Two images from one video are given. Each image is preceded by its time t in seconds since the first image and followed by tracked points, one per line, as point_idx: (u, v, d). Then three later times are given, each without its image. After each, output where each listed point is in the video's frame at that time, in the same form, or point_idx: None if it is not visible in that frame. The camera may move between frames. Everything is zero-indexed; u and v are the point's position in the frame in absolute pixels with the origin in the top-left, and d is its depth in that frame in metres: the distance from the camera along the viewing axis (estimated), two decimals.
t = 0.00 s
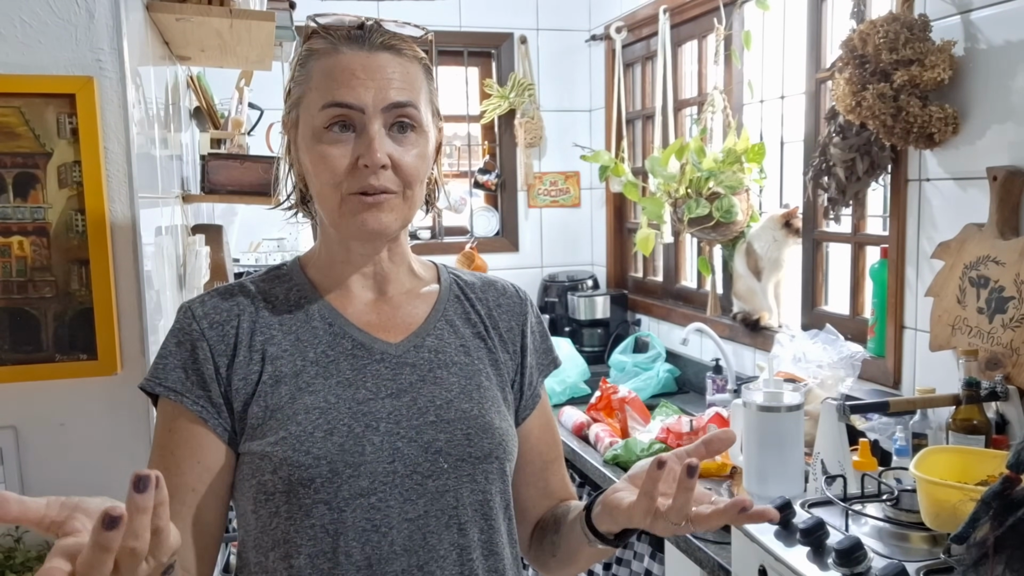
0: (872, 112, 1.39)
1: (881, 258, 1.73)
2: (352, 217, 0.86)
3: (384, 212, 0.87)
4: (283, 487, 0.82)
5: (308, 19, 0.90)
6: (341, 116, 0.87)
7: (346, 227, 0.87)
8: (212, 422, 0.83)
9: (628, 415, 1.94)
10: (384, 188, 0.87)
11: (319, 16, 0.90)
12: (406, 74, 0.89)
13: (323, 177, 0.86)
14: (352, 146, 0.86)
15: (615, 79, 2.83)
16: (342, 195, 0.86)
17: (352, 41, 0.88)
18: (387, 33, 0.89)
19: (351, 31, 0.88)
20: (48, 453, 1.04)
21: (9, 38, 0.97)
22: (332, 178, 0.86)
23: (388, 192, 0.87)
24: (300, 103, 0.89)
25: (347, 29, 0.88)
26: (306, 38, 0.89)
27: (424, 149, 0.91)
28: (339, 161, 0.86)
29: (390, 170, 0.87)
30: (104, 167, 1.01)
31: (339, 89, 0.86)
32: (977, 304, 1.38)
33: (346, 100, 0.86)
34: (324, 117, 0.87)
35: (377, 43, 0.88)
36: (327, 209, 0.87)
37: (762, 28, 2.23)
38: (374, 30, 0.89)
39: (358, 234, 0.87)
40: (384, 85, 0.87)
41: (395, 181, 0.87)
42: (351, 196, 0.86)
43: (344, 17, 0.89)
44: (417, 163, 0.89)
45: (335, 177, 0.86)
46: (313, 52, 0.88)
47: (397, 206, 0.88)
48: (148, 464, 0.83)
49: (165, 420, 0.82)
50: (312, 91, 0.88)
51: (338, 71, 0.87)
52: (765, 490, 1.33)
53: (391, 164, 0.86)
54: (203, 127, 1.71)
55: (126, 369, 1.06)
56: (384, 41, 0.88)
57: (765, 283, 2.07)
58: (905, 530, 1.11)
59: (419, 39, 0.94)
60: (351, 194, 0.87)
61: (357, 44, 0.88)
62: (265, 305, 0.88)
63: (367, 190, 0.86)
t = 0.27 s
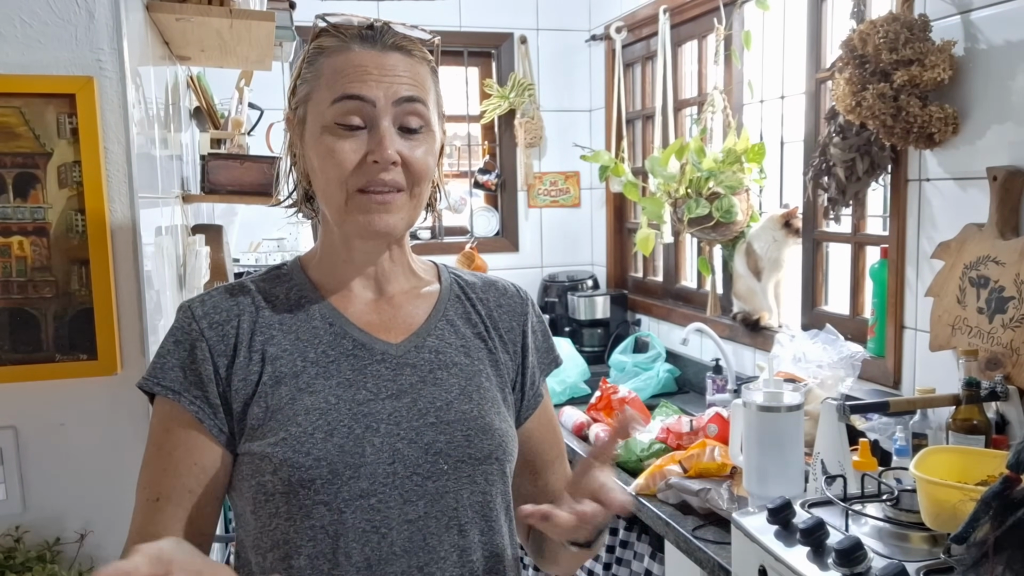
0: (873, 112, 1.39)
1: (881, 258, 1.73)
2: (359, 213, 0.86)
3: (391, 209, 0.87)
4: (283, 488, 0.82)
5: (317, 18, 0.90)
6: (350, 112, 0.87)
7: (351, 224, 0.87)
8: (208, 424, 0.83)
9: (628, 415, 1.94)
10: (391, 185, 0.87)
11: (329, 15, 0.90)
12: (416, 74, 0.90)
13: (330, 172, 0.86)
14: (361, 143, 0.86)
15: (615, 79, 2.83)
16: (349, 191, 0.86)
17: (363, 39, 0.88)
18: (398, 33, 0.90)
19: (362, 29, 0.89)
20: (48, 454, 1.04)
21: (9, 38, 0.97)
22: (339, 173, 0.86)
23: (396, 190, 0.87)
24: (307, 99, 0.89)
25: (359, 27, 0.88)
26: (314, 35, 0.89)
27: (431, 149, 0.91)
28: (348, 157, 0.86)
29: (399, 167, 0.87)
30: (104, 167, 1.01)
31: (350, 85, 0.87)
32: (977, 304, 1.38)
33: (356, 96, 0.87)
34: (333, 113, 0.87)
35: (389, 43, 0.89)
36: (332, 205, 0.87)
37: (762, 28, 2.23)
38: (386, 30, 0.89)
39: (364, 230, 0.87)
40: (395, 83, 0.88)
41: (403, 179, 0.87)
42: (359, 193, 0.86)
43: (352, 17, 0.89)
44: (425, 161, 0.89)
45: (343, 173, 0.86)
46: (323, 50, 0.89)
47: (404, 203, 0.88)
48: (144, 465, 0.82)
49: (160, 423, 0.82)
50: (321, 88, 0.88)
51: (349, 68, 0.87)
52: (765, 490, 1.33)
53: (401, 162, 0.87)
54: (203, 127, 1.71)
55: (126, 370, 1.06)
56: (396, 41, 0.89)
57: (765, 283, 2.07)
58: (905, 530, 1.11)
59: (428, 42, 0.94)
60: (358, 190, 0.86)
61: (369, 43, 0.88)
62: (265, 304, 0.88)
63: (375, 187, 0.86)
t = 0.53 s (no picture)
0: (873, 112, 1.39)
1: (881, 258, 1.73)
2: (353, 216, 0.86)
3: (384, 212, 0.87)
4: (282, 483, 0.82)
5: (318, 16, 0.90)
6: (347, 116, 0.87)
7: (346, 228, 0.87)
8: (226, 414, 0.82)
9: (628, 415, 1.94)
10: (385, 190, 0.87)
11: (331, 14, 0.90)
12: (415, 80, 0.89)
13: (326, 177, 0.86)
14: (357, 149, 0.86)
15: (615, 79, 2.83)
16: (344, 194, 0.86)
17: (362, 44, 0.88)
18: (399, 39, 0.89)
19: (362, 34, 0.89)
20: (47, 454, 1.04)
21: (9, 38, 0.97)
22: (335, 178, 0.86)
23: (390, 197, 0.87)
24: (307, 102, 0.89)
25: (359, 32, 0.88)
26: (316, 37, 0.89)
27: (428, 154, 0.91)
28: (344, 161, 0.86)
29: (394, 173, 0.87)
30: (104, 168, 1.01)
31: (347, 90, 0.87)
32: (977, 304, 1.38)
33: (353, 101, 0.86)
34: (330, 117, 0.87)
35: (388, 50, 0.89)
36: (328, 209, 0.87)
37: (762, 28, 2.23)
38: (386, 35, 0.89)
39: (358, 234, 0.87)
40: (393, 88, 0.88)
41: (398, 184, 0.87)
42: (352, 198, 0.86)
43: (356, 17, 0.89)
44: (420, 167, 0.89)
45: (338, 178, 0.86)
46: (323, 54, 0.89)
47: (398, 207, 0.88)
48: (153, 459, 0.79)
49: (177, 414, 0.80)
50: (321, 91, 0.88)
51: (346, 74, 0.87)
52: (765, 490, 1.33)
53: (395, 169, 0.86)
54: (203, 127, 1.71)
55: (126, 370, 1.06)
56: (395, 48, 0.89)
57: (765, 283, 2.07)
58: (905, 530, 1.11)
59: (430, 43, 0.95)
60: (353, 194, 0.86)
61: (367, 49, 0.88)
62: (267, 301, 0.88)
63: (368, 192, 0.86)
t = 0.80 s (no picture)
0: (873, 112, 1.39)
1: (881, 258, 1.73)
2: (344, 210, 0.86)
3: (375, 205, 0.86)
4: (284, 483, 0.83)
5: (311, 19, 0.91)
6: (335, 113, 0.87)
7: (339, 224, 0.87)
8: (233, 410, 0.82)
9: (628, 415, 1.94)
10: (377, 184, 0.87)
11: (322, 16, 0.90)
12: (401, 72, 0.89)
13: (317, 173, 0.87)
14: (345, 143, 0.86)
15: (615, 79, 2.83)
16: (335, 190, 0.86)
17: (348, 40, 0.88)
18: (385, 33, 0.89)
19: (348, 31, 0.88)
20: (48, 455, 1.04)
21: (9, 38, 0.97)
22: (326, 174, 0.86)
23: (381, 189, 0.86)
24: (298, 101, 0.90)
25: (346, 29, 0.88)
26: (306, 36, 0.90)
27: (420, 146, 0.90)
28: (333, 157, 0.86)
29: (384, 166, 0.86)
30: (104, 168, 1.01)
31: (333, 87, 0.87)
32: (977, 304, 1.38)
33: (340, 97, 0.87)
34: (319, 115, 0.87)
35: (374, 43, 0.88)
36: (321, 206, 0.87)
37: (762, 28, 2.23)
38: (373, 30, 0.89)
39: (351, 228, 0.87)
40: (379, 83, 0.88)
41: (388, 178, 0.87)
42: (343, 193, 0.86)
43: (346, 16, 0.89)
44: (410, 159, 0.88)
45: (328, 173, 0.86)
46: (313, 53, 0.89)
47: (390, 200, 0.87)
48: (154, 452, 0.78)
49: (179, 406, 0.79)
50: (309, 89, 0.88)
51: (333, 70, 0.87)
52: (766, 490, 1.33)
53: (384, 161, 0.86)
54: (203, 127, 1.71)
55: (126, 370, 1.06)
56: (381, 41, 0.89)
57: (765, 283, 2.07)
58: (905, 530, 1.11)
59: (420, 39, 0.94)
60: (344, 189, 0.87)
61: (354, 44, 0.88)
62: (269, 301, 0.88)
63: (358, 187, 0.86)
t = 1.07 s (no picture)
0: (873, 112, 1.39)
1: (881, 258, 1.73)
2: (345, 219, 0.87)
3: (376, 214, 0.87)
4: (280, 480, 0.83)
5: (308, 21, 0.90)
6: (333, 122, 0.87)
7: (339, 231, 0.88)
8: (233, 399, 0.81)
9: (628, 415, 1.94)
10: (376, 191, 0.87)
11: (319, 18, 0.90)
12: (399, 79, 0.89)
13: (316, 181, 0.87)
14: (343, 152, 0.86)
15: (615, 79, 2.83)
16: (335, 198, 0.87)
17: (345, 46, 0.88)
18: (382, 37, 0.89)
19: (345, 35, 0.88)
20: (47, 453, 1.04)
21: (9, 39, 0.97)
22: (325, 183, 0.86)
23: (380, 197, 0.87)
24: (296, 108, 0.90)
25: (343, 34, 0.88)
26: (305, 41, 0.90)
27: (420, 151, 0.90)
28: (332, 165, 0.86)
29: (383, 174, 0.86)
30: (103, 168, 1.01)
31: (330, 96, 0.86)
32: (977, 304, 1.38)
33: (336, 105, 0.86)
34: (317, 123, 0.87)
35: (371, 49, 0.88)
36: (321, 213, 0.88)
37: (762, 28, 2.23)
38: (369, 34, 0.89)
39: (352, 236, 0.88)
40: (376, 91, 0.87)
41: (388, 185, 0.87)
42: (342, 202, 0.87)
43: (344, 19, 0.89)
44: (410, 166, 0.88)
45: (328, 182, 0.86)
46: (309, 58, 0.89)
47: (391, 208, 0.88)
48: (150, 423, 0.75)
49: (181, 382, 0.78)
50: (307, 97, 0.88)
51: (330, 78, 0.87)
52: (766, 490, 1.33)
53: (383, 169, 0.86)
54: (203, 127, 1.71)
55: (126, 370, 1.06)
56: (377, 46, 0.88)
57: (765, 283, 2.07)
58: (905, 530, 1.11)
59: (418, 40, 0.94)
60: (344, 196, 0.87)
61: (350, 50, 0.88)
62: (273, 297, 0.88)
63: (358, 195, 0.86)
